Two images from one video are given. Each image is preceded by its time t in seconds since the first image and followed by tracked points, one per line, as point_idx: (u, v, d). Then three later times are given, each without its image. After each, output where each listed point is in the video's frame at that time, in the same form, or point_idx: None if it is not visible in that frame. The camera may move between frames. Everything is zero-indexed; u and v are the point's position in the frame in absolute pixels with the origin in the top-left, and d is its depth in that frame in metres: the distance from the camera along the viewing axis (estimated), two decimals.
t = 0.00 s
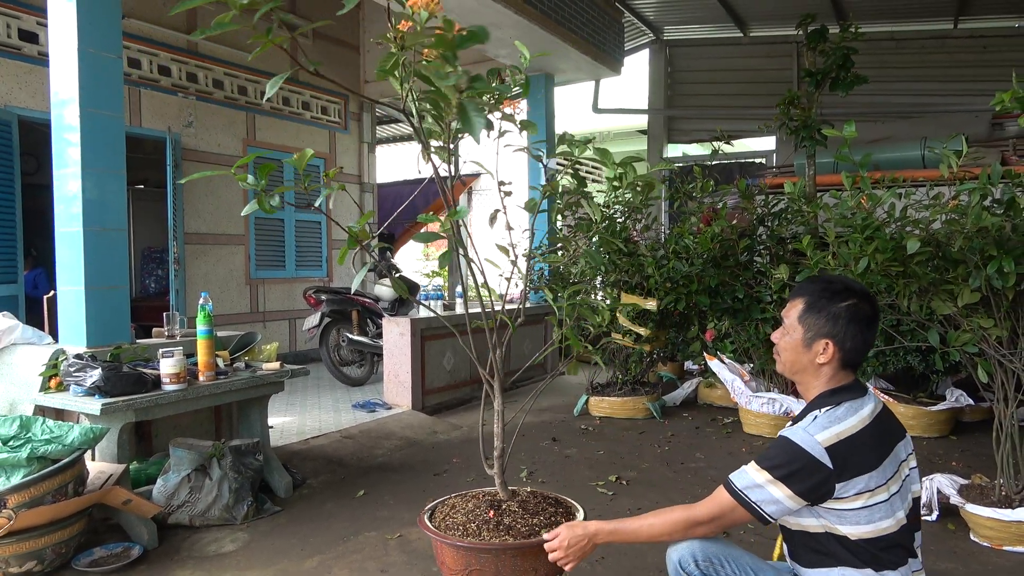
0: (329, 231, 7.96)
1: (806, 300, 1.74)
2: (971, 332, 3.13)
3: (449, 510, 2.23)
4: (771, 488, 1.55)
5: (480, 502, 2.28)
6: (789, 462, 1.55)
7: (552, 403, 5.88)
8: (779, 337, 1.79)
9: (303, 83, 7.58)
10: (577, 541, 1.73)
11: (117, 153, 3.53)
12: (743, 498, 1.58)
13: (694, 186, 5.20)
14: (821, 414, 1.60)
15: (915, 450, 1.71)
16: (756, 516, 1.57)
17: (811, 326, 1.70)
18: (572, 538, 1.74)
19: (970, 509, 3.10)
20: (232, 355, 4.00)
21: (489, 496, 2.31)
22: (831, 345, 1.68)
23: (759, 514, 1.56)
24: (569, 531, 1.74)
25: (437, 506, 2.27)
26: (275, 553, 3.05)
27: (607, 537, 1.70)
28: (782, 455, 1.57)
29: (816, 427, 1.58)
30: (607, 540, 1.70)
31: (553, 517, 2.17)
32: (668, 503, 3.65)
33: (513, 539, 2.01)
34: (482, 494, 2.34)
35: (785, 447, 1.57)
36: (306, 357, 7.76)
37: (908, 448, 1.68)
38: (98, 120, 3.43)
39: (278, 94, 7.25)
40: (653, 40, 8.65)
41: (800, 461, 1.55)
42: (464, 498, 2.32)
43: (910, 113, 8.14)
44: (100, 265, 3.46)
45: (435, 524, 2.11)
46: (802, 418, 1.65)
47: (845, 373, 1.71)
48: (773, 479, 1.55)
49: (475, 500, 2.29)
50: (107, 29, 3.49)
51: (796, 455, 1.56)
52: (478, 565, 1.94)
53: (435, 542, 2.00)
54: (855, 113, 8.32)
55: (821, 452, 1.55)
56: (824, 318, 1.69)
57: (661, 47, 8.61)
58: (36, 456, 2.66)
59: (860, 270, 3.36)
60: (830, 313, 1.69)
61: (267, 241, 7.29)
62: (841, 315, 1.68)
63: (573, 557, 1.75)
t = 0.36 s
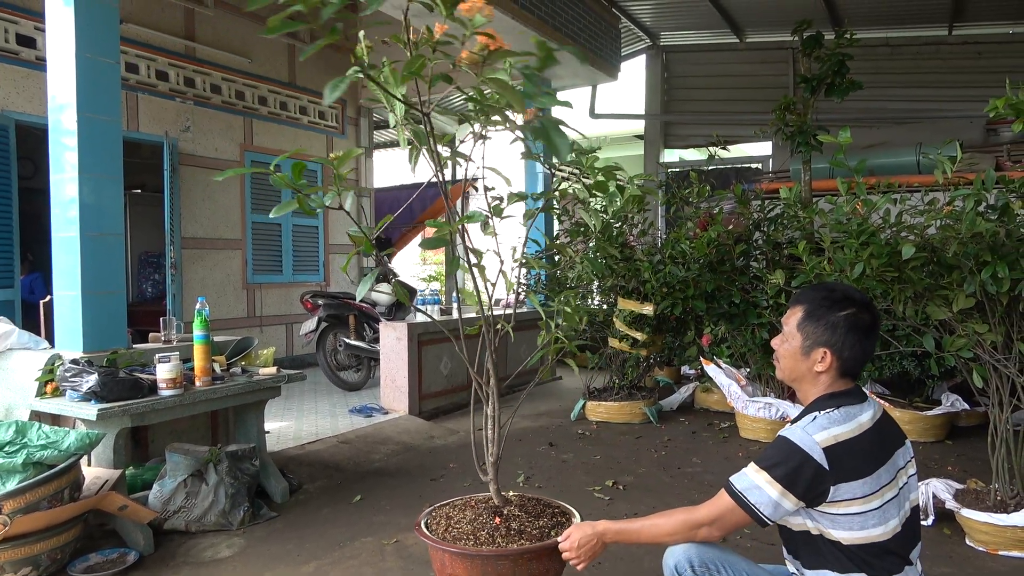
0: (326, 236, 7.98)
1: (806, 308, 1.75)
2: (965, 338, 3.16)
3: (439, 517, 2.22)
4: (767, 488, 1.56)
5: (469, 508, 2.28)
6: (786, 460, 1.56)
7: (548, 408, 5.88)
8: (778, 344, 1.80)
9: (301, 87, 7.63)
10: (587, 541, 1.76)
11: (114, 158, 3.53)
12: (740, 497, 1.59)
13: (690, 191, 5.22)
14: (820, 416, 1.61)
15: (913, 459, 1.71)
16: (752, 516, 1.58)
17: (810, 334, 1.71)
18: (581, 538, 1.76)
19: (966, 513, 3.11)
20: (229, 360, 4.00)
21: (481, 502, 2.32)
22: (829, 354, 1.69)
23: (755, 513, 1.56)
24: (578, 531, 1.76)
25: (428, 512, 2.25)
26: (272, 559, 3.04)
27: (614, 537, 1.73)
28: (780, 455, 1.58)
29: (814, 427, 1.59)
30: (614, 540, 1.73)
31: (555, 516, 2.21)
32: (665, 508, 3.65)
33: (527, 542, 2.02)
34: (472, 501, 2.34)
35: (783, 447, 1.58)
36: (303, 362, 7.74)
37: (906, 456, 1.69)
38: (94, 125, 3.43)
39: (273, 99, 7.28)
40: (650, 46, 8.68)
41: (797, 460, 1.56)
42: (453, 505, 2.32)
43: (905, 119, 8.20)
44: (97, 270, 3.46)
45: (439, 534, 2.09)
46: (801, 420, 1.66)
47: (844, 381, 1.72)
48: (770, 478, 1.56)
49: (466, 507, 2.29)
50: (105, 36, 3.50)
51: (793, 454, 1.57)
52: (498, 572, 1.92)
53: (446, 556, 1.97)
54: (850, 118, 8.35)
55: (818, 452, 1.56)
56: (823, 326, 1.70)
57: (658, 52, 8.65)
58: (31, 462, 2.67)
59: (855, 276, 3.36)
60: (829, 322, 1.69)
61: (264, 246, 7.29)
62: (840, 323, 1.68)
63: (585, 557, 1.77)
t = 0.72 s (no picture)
0: (322, 240, 7.97)
1: (790, 314, 1.76)
2: (960, 341, 3.17)
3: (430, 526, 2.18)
4: (765, 490, 1.57)
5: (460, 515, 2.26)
6: (784, 463, 1.57)
7: (545, 412, 5.88)
8: (767, 352, 1.80)
9: (297, 91, 7.64)
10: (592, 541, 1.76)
11: (110, 162, 3.53)
12: (738, 500, 1.59)
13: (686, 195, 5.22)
14: (818, 419, 1.62)
15: (908, 464, 1.72)
16: (750, 519, 1.58)
17: (798, 339, 1.72)
18: (587, 538, 1.76)
19: (961, 517, 3.12)
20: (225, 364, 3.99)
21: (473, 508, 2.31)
22: (819, 357, 1.69)
23: (753, 516, 1.57)
24: (582, 531, 1.77)
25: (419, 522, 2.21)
26: (267, 564, 3.04)
27: (615, 537, 1.74)
28: (777, 457, 1.58)
29: (812, 431, 1.60)
30: (615, 540, 1.74)
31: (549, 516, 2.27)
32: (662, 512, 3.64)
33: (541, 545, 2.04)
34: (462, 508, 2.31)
35: (781, 450, 1.59)
36: (299, 366, 7.73)
37: (901, 461, 1.70)
38: (90, 128, 3.43)
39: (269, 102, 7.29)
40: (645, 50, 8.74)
41: (795, 462, 1.56)
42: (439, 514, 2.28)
43: (899, 124, 8.27)
44: (93, 274, 3.45)
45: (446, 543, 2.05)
46: (798, 423, 1.67)
47: (836, 383, 1.73)
48: (768, 481, 1.57)
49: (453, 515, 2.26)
50: (102, 40, 3.50)
51: (791, 457, 1.57)
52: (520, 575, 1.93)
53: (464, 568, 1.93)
54: (845, 123, 8.40)
55: (816, 456, 1.56)
56: (809, 330, 1.71)
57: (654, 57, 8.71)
58: (26, 466, 2.66)
59: (850, 280, 3.36)
60: (815, 324, 1.71)
61: (260, 250, 7.29)
62: (826, 325, 1.70)
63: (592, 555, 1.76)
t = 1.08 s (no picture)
0: (315, 244, 7.96)
1: (775, 315, 1.78)
2: (951, 340, 3.20)
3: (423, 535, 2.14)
4: (760, 493, 1.57)
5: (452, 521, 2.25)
6: (778, 465, 1.58)
7: (539, 415, 5.88)
8: (755, 356, 1.80)
9: (289, 96, 7.64)
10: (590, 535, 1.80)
11: (101, 168, 3.52)
12: (734, 503, 1.60)
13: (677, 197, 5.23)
14: (810, 420, 1.63)
15: (899, 464, 1.74)
16: (746, 521, 1.59)
17: (785, 340, 1.73)
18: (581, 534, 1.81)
19: (954, 515, 3.15)
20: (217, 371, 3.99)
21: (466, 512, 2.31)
22: (807, 356, 1.71)
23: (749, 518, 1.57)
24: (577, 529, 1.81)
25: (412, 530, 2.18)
26: (262, 571, 3.02)
27: (610, 533, 1.77)
28: (771, 458, 1.59)
29: (805, 432, 1.61)
30: (609, 536, 1.76)
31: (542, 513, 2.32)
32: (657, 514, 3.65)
33: (552, 544, 2.07)
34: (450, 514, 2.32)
35: (775, 451, 1.59)
36: (292, 371, 7.70)
37: (892, 461, 1.72)
38: (81, 135, 3.42)
39: (261, 107, 7.29)
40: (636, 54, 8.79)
41: (789, 464, 1.57)
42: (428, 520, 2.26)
43: (888, 126, 8.34)
44: (84, 281, 3.43)
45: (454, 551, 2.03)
46: (791, 425, 1.68)
47: (825, 382, 1.74)
48: (762, 482, 1.57)
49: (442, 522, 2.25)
50: (92, 47, 3.48)
51: (785, 459, 1.58)
52: (540, 575, 1.95)
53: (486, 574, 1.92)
54: (836, 125, 8.46)
55: (809, 456, 1.58)
56: (796, 330, 1.72)
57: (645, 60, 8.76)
58: (18, 475, 2.65)
59: (841, 281, 3.37)
60: (800, 324, 1.72)
61: (253, 255, 7.27)
62: (811, 324, 1.72)
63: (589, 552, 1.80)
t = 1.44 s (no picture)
0: (310, 244, 7.94)
1: (777, 315, 1.79)
2: (943, 344, 3.22)
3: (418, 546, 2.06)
4: (750, 496, 1.58)
5: (436, 527, 2.23)
6: (767, 467, 1.59)
7: (533, 415, 5.88)
8: (755, 354, 1.82)
9: (284, 94, 7.62)
10: (562, 558, 1.71)
11: (96, 167, 3.50)
12: (724, 506, 1.60)
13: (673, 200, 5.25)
14: (800, 423, 1.64)
15: (891, 467, 1.74)
16: (736, 524, 1.59)
17: (784, 339, 1.74)
18: (557, 555, 1.72)
19: (946, 518, 3.16)
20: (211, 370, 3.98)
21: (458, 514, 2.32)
22: (804, 356, 1.71)
23: (739, 521, 1.58)
24: (554, 549, 1.72)
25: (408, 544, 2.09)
26: (256, 571, 3.02)
27: (592, 552, 1.69)
28: (761, 461, 1.60)
29: (794, 434, 1.62)
30: (592, 556, 1.68)
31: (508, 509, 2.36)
32: (651, 516, 3.66)
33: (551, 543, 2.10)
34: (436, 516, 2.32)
35: (764, 454, 1.60)
36: (286, 370, 7.68)
37: (885, 463, 1.72)
38: (76, 134, 3.40)
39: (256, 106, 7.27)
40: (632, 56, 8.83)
41: (778, 466, 1.58)
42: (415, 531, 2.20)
43: (883, 129, 8.38)
44: (78, 281, 3.42)
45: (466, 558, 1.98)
46: (781, 427, 1.69)
47: (820, 385, 1.74)
48: (752, 485, 1.58)
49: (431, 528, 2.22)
50: (87, 45, 3.46)
51: (774, 461, 1.59)
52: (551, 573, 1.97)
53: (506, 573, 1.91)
54: (830, 128, 8.51)
55: (798, 458, 1.59)
56: (795, 330, 1.73)
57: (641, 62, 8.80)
58: (11, 474, 2.63)
59: (836, 284, 3.38)
60: (800, 325, 1.73)
61: (247, 254, 7.25)
62: (811, 325, 1.72)
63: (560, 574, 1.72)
